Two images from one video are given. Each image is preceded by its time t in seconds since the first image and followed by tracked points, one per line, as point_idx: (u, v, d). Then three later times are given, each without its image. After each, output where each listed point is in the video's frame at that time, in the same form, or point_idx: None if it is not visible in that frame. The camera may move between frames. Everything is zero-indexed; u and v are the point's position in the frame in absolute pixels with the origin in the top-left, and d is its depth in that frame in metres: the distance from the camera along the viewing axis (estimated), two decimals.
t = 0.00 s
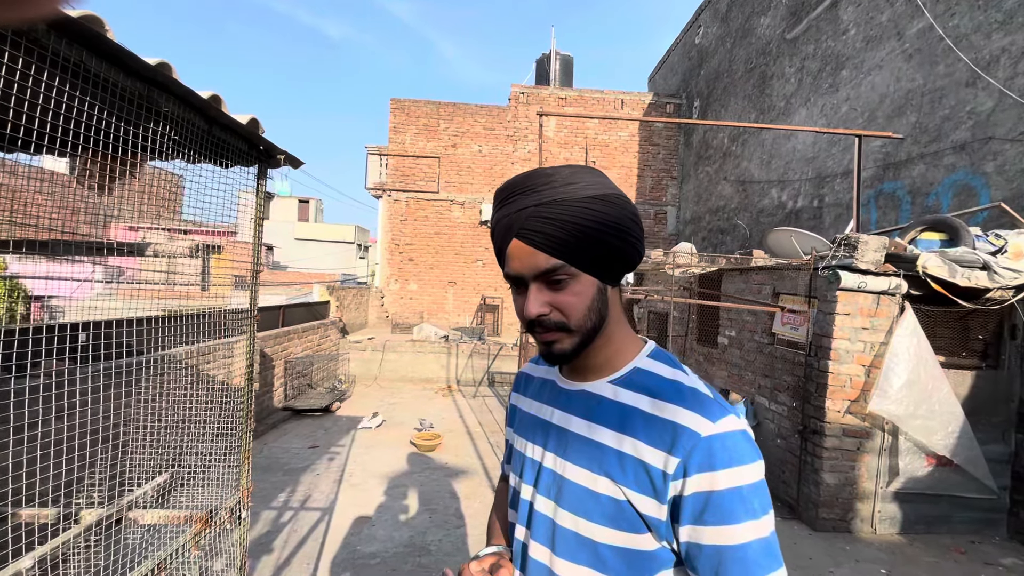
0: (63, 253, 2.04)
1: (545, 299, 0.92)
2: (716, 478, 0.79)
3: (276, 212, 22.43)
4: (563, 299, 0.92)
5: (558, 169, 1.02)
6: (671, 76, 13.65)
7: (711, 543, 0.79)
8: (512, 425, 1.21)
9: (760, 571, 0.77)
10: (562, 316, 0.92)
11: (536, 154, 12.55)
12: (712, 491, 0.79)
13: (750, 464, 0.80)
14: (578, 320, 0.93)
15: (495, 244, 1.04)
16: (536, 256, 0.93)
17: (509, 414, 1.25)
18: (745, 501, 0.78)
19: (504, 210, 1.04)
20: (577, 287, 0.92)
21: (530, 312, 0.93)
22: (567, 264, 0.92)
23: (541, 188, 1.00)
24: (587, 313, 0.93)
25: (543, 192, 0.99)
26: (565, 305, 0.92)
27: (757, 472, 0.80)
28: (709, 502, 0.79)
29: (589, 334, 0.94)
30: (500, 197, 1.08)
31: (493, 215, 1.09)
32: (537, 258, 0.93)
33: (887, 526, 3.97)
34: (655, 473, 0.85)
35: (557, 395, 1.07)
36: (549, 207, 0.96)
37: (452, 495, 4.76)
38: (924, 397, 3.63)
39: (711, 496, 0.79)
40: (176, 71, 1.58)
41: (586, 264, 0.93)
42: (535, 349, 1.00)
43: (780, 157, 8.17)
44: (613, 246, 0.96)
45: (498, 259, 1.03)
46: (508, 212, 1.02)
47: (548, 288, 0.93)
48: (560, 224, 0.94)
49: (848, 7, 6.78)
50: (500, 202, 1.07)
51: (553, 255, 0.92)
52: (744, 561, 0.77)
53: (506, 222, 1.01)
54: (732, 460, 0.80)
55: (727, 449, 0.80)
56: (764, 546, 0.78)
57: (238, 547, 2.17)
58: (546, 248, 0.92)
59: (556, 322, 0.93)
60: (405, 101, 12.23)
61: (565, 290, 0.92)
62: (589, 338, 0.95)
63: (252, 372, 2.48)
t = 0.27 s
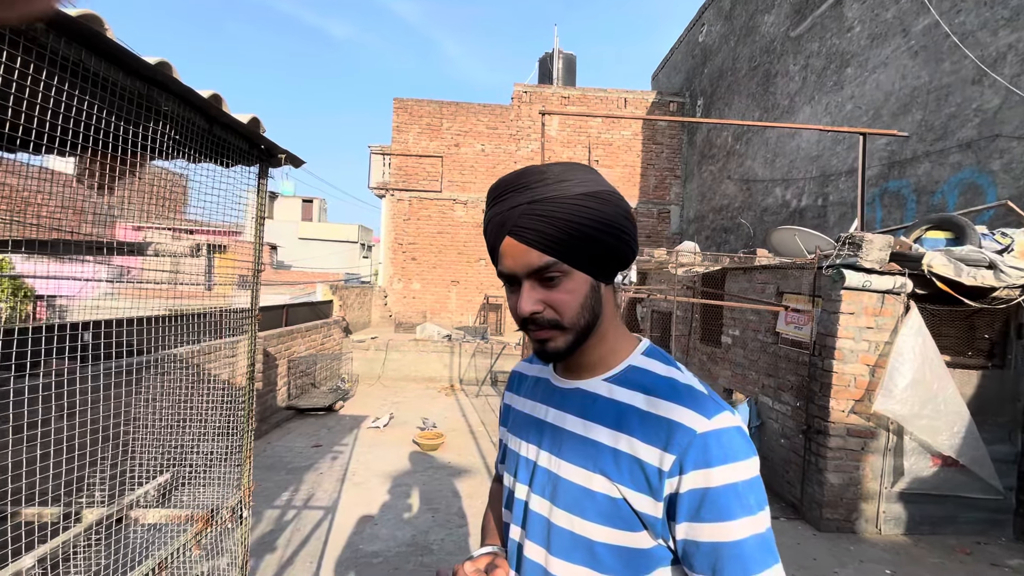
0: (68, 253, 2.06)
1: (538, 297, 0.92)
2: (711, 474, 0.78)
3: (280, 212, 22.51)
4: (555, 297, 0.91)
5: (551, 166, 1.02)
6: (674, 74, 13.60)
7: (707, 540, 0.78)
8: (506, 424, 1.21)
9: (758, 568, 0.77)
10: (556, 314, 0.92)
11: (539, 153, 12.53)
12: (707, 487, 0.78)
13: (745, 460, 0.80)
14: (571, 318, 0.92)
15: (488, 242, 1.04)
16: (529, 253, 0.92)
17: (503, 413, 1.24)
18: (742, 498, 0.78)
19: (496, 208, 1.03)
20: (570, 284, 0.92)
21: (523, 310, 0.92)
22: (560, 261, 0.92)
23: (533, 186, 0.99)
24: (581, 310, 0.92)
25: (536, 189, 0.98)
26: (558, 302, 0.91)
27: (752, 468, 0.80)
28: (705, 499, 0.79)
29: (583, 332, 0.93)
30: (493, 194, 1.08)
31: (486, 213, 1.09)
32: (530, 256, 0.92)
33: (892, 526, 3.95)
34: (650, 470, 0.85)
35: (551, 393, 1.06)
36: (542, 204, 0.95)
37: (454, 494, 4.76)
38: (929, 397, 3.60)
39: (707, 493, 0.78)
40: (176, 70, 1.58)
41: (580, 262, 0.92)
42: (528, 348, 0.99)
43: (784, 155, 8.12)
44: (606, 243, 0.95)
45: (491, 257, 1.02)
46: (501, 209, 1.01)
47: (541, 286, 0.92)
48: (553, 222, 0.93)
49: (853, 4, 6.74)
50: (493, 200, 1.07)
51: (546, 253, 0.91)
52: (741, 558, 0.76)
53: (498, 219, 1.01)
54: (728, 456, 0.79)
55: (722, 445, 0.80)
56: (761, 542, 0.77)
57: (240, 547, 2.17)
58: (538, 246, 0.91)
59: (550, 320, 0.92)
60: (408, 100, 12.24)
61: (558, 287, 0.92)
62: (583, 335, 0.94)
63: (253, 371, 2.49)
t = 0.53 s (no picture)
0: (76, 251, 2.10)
1: (532, 294, 0.91)
2: (708, 472, 0.78)
3: (285, 210, 22.60)
4: (550, 294, 0.91)
5: (544, 162, 1.01)
6: (679, 72, 13.55)
7: (705, 538, 0.77)
8: (503, 423, 1.21)
9: (756, 567, 0.76)
10: (550, 311, 0.91)
11: (543, 152, 12.52)
12: (705, 486, 0.78)
13: (742, 457, 0.79)
14: (566, 315, 0.92)
15: (483, 238, 1.04)
16: (523, 250, 0.92)
17: (500, 412, 1.24)
18: (739, 497, 0.77)
19: (491, 204, 1.03)
20: (564, 281, 0.91)
21: (517, 307, 0.92)
22: (554, 258, 0.91)
23: (527, 182, 0.99)
24: (575, 308, 0.92)
25: (530, 185, 0.98)
26: (552, 299, 0.91)
27: (750, 465, 0.79)
28: (702, 498, 0.78)
29: (578, 329, 0.93)
30: (488, 191, 1.08)
31: (481, 210, 1.09)
32: (523, 252, 0.92)
33: (897, 527, 3.92)
34: (647, 468, 0.84)
35: (548, 392, 1.06)
36: (536, 200, 0.95)
37: (457, 493, 4.77)
38: (935, 397, 3.57)
39: (704, 491, 0.78)
40: (177, 68, 1.58)
41: (574, 258, 0.92)
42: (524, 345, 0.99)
43: (790, 154, 8.07)
44: (600, 239, 0.94)
45: (486, 254, 1.02)
46: (495, 206, 1.01)
47: (535, 283, 0.92)
48: (546, 218, 0.93)
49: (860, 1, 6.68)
50: (487, 196, 1.07)
51: (540, 249, 0.91)
52: (739, 557, 0.76)
53: (492, 216, 1.00)
54: (725, 454, 0.79)
55: (720, 443, 0.79)
56: (759, 541, 0.77)
57: (242, 544, 2.17)
58: (532, 242, 0.91)
59: (544, 317, 0.92)
60: (412, 99, 12.25)
61: (552, 284, 0.91)
62: (578, 333, 0.94)
63: (255, 369, 2.49)
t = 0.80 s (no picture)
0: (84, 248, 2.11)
1: (534, 292, 0.92)
2: (712, 472, 0.77)
3: (291, 208, 22.69)
4: (553, 293, 0.91)
5: (547, 159, 1.01)
6: (685, 71, 13.49)
7: (709, 539, 0.77)
8: (507, 422, 1.21)
9: (761, 567, 0.76)
10: (553, 310, 0.91)
11: (548, 150, 12.50)
12: (709, 486, 0.77)
13: (748, 458, 0.79)
14: (569, 314, 0.91)
15: (487, 236, 1.04)
16: (525, 248, 0.92)
17: (504, 411, 1.24)
18: (744, 497, 0.77)
19: (494, 202, 1.03)
20: (567, 279, 0.92)
21: (520, 305, 0.92)
22: (557, 255, 0.91)
23: (530, 179, 0.99)
24: (578, 306, 0.92)
25: (532, 182, 0.98)
26: (555, 298, 0.91)
27: (755, 465, 0.79)
28: (706, 498, 0.78)
29: (581, 328, 0.93)
30: (491, 188, 1.08)
31: (484, 207, 1.09)
32: (526, 250, 0.92)
33: (903, 528, 3.90)
34: (651, 468, 0.84)
35: (552, 390, 1.06)
36: (538, 197, 0.95)
37: (461, 490, 4.78)
38: (943, 398, 3.54)
39: (708, 491, 0.77)
40: (184, 66, 1.59)
41: (577, 256, 0.92)
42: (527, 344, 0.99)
43: (796, 152, 8.02)
44: (604, 236, 0.94)
45: (489, 252, 1.02)
46: (498, 204, 1.01)
47: (538, 281, 0.92)
48: (549, 215, 0.93)
49: None
50: (490, 194, 1.07)
51: (542, 248, 0.91)
52: (744, 558, 0.76)
53: (495, 214, 1.01)
54: (730, 453, 0.78)
55: (724, 443, 0.79)
56: (764, 542, 0.77)
57: (247, 539, 2.18)
58: (535, 240, 0.91)
59: (547, 316, 0.92)
60: (417, 97, 12.27)
61: (555, 283, 0.91)
62: (581, 331, 0.94)
63: (261, 366, 2.50)
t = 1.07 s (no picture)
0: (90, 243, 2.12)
1: (536, 286, 0.92)
2: (714, 468, 0.78)
3: (296, 206, 22.77)
4: (555, 286, 0.91)
5: (550, 152, 1.02)
6: (691, 69, 13.43)
7: (710, 535, 0.77)
8: (508, 416, 1.22)
9: (762, 563, 0.76)
10: (555, 304, 0.92)
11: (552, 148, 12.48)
12: (711, 482, 0.78)
13: (750, 454, 0.79)
14: (570, 308, 0.92)
15: (489, 229, 1.04)
16: (528, 241, 0.92)
17: (506, 405, 1.25)
18: (746, 493, 0.77)
19: (497, 195, 1.03)
20: (569, 273, 0.92)
21: (522, 299, 0.92)
22: (559, 249, 0.92)
23: (532, 172, 1.00)
24: (580, 300, 0.92)
25: (535, 175, 0.98)
26: (557, 291, 0.91)
27: (757, 461, 0.79)
28: (708, 494, 0.78)
29: (583, 322, 0.93)
30: (494, 181, 1.08)
31: (487, 200, 1.09)
32: (528, 244, 0.92)
33: (907, 529, 3.88)
34: (653, 463, 0.84)
35: (554, 385, 1.07)
36: (541, 190, 0.95)
37: (463, 487, 4.79)
38: (948, 398, 3.52)
39: (710, 487, 0.77)
40: (189, 60, 1.60)
41: (579, 250, 0.92)
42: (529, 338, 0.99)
43: (802, 151, 7.98)
44: (606, 230, 0.94)
45: (491, 245, 1.03)
46: (500, 196, 1.02)
47: (540, 275, 0.92)
48: (551, 209, 0.93)
49: None
50: (493, 187, 1.08)
51: (545, 241, 0.91)
52: (744, 553, 0.76)
53: (498, 206, 1.01)
54: (732, 449, 0.78)
55: (727, 438, 0.79)
56: (765, 538, 0.77)
57: (251, 533, 2.19)
58: (536, 233, 0.92)
59: (548, 310, 0.92)
60: (422, 95, 12.28)
61: (557, 276, 0.92)
62: (583, 325, 0.94)
63: (265, 361, 2.52)
